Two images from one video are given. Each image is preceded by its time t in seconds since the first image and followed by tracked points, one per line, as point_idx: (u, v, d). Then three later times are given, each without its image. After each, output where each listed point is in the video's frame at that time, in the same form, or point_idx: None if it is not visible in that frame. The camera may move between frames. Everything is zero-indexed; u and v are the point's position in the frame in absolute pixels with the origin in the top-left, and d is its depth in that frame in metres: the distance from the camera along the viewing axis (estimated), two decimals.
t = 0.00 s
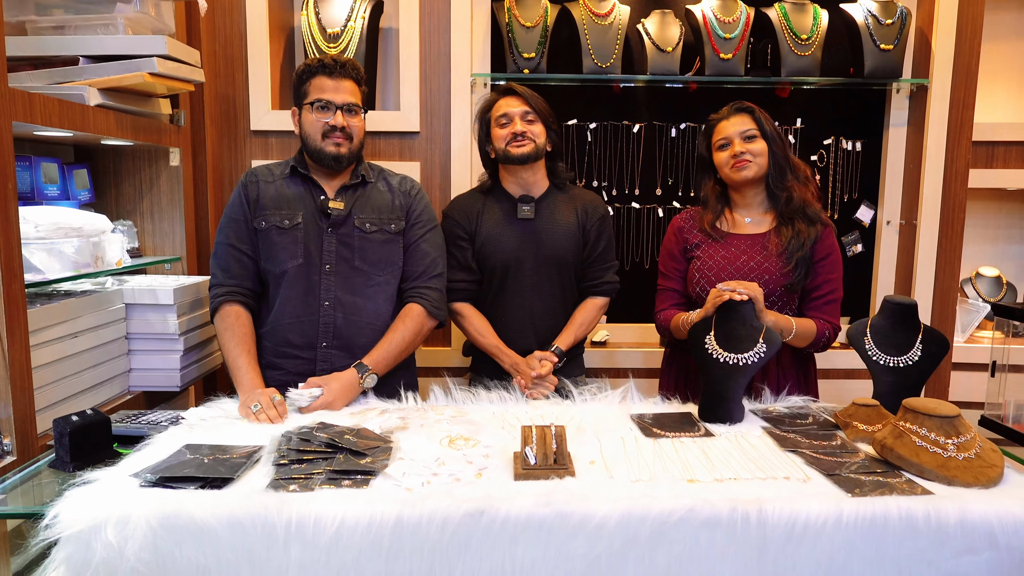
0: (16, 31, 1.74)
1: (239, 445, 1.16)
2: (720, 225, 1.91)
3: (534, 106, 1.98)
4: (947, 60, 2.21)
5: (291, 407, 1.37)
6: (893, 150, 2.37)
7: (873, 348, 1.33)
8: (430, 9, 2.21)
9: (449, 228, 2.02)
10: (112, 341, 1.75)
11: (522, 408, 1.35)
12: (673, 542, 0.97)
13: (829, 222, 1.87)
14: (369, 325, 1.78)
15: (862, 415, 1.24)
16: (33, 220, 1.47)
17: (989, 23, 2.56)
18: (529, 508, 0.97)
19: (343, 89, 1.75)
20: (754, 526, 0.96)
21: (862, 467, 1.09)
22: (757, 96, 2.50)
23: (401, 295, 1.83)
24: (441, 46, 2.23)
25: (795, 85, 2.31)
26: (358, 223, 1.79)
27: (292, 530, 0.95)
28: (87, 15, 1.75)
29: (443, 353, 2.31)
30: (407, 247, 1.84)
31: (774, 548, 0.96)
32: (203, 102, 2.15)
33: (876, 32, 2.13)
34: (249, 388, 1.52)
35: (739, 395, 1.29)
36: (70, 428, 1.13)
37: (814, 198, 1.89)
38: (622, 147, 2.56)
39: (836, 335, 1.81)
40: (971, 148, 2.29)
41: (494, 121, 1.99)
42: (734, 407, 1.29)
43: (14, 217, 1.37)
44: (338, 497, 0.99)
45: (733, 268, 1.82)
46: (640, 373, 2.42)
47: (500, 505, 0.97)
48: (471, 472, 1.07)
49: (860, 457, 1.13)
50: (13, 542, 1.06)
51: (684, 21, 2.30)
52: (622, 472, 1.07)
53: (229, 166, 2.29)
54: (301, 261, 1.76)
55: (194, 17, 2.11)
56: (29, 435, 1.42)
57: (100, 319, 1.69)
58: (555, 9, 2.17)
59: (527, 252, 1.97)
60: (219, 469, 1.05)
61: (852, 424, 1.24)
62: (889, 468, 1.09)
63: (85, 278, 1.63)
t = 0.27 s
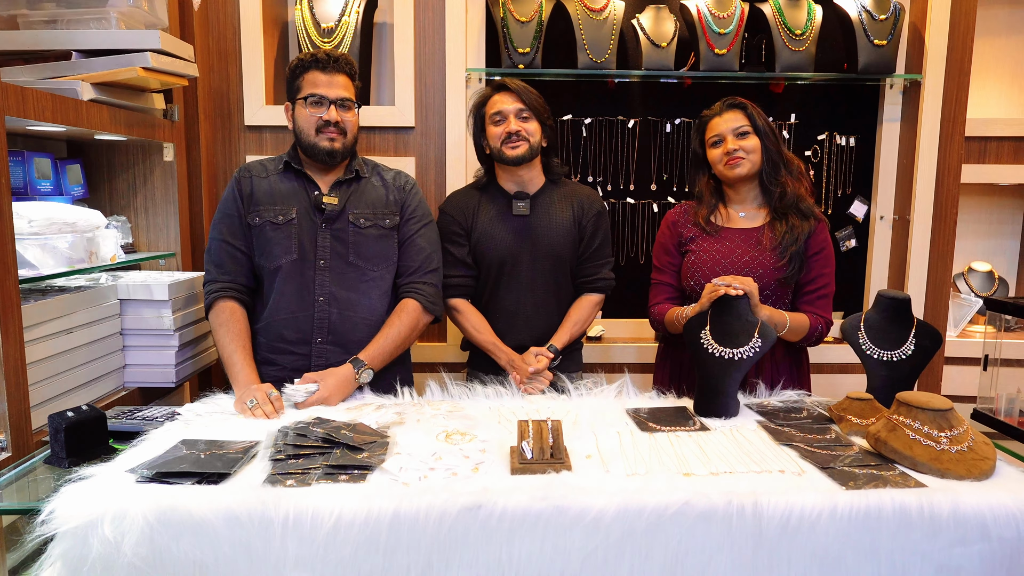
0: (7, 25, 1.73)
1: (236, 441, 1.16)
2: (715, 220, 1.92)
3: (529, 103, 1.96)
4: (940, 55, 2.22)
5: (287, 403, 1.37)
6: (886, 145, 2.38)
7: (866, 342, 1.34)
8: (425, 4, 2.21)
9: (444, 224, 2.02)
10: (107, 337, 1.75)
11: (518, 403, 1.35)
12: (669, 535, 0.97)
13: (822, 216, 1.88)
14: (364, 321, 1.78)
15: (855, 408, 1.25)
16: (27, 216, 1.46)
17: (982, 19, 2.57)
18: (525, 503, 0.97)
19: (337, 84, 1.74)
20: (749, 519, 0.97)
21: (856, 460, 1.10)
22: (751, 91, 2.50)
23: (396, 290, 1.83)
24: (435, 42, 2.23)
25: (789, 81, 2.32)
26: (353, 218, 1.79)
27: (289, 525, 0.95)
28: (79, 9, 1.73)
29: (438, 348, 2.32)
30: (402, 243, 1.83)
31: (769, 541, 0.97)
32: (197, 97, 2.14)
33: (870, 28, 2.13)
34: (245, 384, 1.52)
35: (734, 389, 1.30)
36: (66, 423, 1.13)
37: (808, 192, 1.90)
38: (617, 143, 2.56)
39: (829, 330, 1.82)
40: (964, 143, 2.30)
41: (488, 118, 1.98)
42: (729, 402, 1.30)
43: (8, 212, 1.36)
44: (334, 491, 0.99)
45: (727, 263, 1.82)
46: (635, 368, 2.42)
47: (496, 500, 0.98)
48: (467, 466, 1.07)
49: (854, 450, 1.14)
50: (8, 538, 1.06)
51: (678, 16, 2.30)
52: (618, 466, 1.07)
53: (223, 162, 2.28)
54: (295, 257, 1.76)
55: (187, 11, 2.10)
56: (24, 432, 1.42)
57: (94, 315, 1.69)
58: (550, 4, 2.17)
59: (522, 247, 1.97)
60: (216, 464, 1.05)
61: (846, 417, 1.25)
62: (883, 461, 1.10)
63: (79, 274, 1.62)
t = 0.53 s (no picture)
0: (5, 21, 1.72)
1: (234, 438, 1.16)
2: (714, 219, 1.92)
3: (534, 100, 1.96)
4: (937, 55, 2.23)
5: (286, 401, 1.37)
6: (884, 144, 2.40)
7: (864, 341, 1.35)
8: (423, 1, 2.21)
9: (445, 220, 2.04)
10: (105, 334, 1.74)
11: (517, 401, 1.35)
12: (668, 532, 0.98)
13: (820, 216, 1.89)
14: (363, 319, 1.78)
15: (852, 407, 1.25)
16: (25, 213, 1.46)
17: (979, 19, 2.58)
18: (524, 500, 0.98)
19: (335, 82, 1.74)
20: (747, 516, 0.97)
21: (853, 458, 1.11)
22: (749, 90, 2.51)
23: (394, 288, 1.83)
24: (434, 39, 2.23)
25: (787, 80, 2.32)
26: (351, 216, 1.79)
27: (289, 522, 0.95)
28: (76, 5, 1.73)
29: (436, 346, 2.32)
30: (400, 240, 1.83)
31: (767, 538, 0.98)
32: (195, 94, 2.14)
33: (868, 27, 2.14)
34: (243, 381, 1.52)
35: (732, 387, 1.30)
36: (65, 421, 1.13)
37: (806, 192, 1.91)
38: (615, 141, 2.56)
39: (826, 329, 1.83)
40: (961, 143, 2.31)
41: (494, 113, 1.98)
42: (727, 400, 1.30)
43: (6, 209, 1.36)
44: (334, 489, 0.99)
45: (725, 262, 1.83)
46: (633, 366, 2.43)
47: (495, 497, 0.98)
48: (467, 464, 1.08)
49: (851, 448, 1.15)
50: (7, 535, 1.06)
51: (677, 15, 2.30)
52: (617, 464, 1.08)
53: (221, 159, 2.28)
54: (293, 254, 1.75)
55: (185, 8, 2.09)
56: (22, 429, 1.42)
57: (92, 312, 1.68)
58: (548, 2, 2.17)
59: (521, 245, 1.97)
60: (215, 462, 1.05)
61: (843, 415, 1.25)
62: (880, 459, 1.11)
63: (77, 271, 1.62)
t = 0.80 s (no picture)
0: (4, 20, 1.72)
1: (235, 437, 1.16)
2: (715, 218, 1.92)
3: (546, 99, 1.97)
4: (937, 54, 2.23)
5: (286, 399, 1.37)
6: (883, 143, 2.40)
7: (863, 339, 1.35)
8: None
9: (450, 214, 2.05)
10: (105, 333, 1.74)
11: (518, 400, 1.35)
12: (669, 530, 0.98)
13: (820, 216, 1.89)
14: (363, 317, 1.78)
15: (852, 405, 1.25)
16: (26, 212, 1.46)
17: (979, 18, 2.58)
18: (525, 498, 0.98)
19: (334, 81, 1.73)
20: (748, 514, 0.98)
21: (853, 456, 1.11)
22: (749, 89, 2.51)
23: (395, 286, 1.83)
24: (434, 38, 2.22)
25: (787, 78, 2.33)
26: (351, 215, 1.79)
27: (290, 521, 0.95)
28: (76, 3, 1.73)
29: (437, 344, 2.32)
30: (400, 239, 1.83)
31: (768, 536, 0.98)
32: (194, 93, 2.14)
33: (868, 26, 2.14)
34: (244, 380, 1.52)
35: (733, 386, 1.30)
36: (66, 420, 1.13)
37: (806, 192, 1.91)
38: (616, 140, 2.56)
39: (826, 328, 1.83)
40: (961, 141, 2.31)
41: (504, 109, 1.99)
42: (727, 398, 1.30)
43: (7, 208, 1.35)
44: (335, 488, 0.99)
45: (725, 261, 1.83)
46: (634, 365, 2.43)
47: (497, 495, 0.98)
48: (468, 462, 1.08)
49: (851, 447, 1.15)
50: (8, 534, 1.06)
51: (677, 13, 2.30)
52: (618, 462, 1.08)
53: (222, 157, 2.28)
54: (293, 253, 1.75)
55: (185, 7, 2.09)
56: (23, 428, 1.42)
57: (93, 311, 1.68)
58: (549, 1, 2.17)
59: (523, 243, 1.97)
60: (216, 461, 1.05)
61: (843, 414, 1.25)
62: (880, 458, 1.11)
63: (78, 270, 1.62)
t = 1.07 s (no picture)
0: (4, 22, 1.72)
1: (236, 439, 1.16)
2: (715, 218, 1.92)
3: (551, 100, 1.99)
4: (937, 53, 2.23)
5: (287, 401, 1.37)
6: (883, 142, 2.40)
7: (863, 339, 1.35)
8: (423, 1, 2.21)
9: (453, 214, 2.06)
10: (106, 335, 1.74)
11: (518, 400, 1.35)
12: (669, 531, 0.98)
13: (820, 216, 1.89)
14: (363, 319, 1.78)
15: (853, 405, 1.25)
16: (26, 214, 1.46)
17: (979, 17, 2.58)
18: (526, 500, 0.98)
19: (334, 82, 1.74)
20: (748, 515, 0.98)
21: (853, 457, 1.11)
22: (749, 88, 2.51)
23: (395, 287, 1.83)
24: (434, 39, 2.22)
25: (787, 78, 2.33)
26: (351, 216, 1.79)
27: (291, 523, 0.95)
28: (76, 6, 1.73)
29: (437, 345, 2.32)
30: (401, 240, 1.84)
31: (768, 537, 0.98)
32: (194, 94, 2.14)
33: (868, 25, 2.14)
34: (245, 381, 1.52)
35: (733, 386, 1.30)
36: (67, 422, 1.13)
37: (806, 192, 1.91)
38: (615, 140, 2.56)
39: (826, 329, 1.83)
40: (961, 141, 2.31)
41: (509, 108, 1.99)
42: (727, 398, 1.30)
43: (8, 211, 1.36)
44: (336, 490, 0.99)
45: (725, 261, 1.83)
46: (634, 365, 2.43)
47: (497, 497, 0.98)
48: (468, 464, 1.08)
49: (852, 447, 1.15)
50: (8, 537, 1.06)
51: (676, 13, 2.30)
52: (618, 463, 1.08)
53: (222, 159, 2.28)
54: (294, 255, 1.76)
55: (184, 8, 2.09)
56: (24, 430, 1.42)
57: (93, 312, 1.68)
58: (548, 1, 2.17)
59: (524, 243, 1.97)
60: (217, 463, 1.05)
61: (843, 413, 1.25)
62: (880, 458, 1.11)
63: (78, 272, 1.62)
